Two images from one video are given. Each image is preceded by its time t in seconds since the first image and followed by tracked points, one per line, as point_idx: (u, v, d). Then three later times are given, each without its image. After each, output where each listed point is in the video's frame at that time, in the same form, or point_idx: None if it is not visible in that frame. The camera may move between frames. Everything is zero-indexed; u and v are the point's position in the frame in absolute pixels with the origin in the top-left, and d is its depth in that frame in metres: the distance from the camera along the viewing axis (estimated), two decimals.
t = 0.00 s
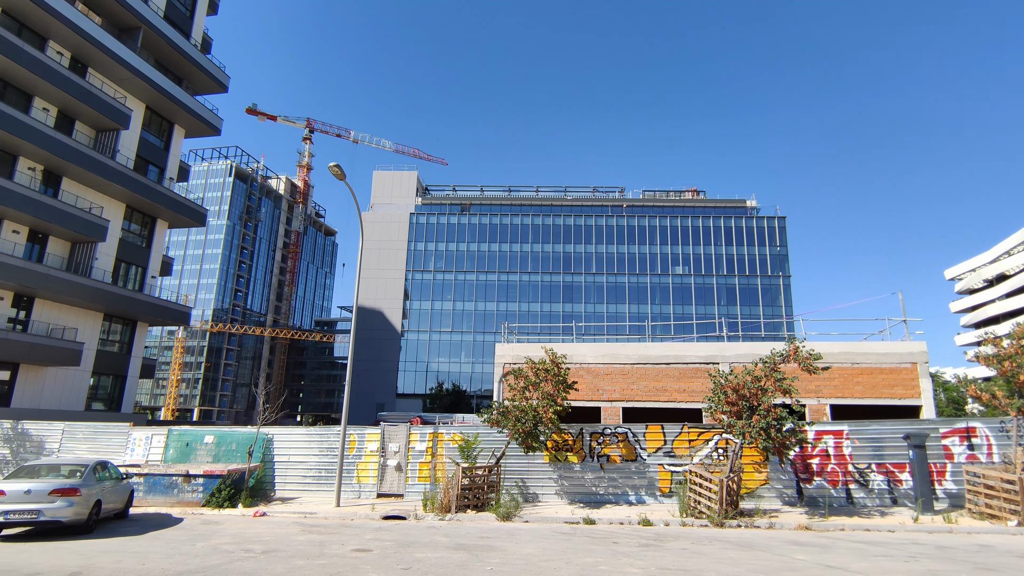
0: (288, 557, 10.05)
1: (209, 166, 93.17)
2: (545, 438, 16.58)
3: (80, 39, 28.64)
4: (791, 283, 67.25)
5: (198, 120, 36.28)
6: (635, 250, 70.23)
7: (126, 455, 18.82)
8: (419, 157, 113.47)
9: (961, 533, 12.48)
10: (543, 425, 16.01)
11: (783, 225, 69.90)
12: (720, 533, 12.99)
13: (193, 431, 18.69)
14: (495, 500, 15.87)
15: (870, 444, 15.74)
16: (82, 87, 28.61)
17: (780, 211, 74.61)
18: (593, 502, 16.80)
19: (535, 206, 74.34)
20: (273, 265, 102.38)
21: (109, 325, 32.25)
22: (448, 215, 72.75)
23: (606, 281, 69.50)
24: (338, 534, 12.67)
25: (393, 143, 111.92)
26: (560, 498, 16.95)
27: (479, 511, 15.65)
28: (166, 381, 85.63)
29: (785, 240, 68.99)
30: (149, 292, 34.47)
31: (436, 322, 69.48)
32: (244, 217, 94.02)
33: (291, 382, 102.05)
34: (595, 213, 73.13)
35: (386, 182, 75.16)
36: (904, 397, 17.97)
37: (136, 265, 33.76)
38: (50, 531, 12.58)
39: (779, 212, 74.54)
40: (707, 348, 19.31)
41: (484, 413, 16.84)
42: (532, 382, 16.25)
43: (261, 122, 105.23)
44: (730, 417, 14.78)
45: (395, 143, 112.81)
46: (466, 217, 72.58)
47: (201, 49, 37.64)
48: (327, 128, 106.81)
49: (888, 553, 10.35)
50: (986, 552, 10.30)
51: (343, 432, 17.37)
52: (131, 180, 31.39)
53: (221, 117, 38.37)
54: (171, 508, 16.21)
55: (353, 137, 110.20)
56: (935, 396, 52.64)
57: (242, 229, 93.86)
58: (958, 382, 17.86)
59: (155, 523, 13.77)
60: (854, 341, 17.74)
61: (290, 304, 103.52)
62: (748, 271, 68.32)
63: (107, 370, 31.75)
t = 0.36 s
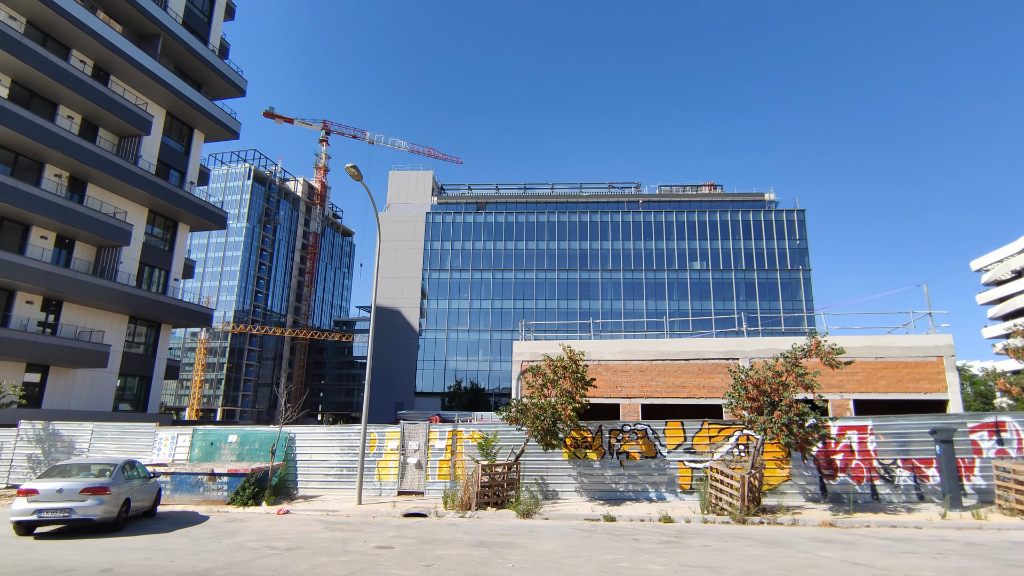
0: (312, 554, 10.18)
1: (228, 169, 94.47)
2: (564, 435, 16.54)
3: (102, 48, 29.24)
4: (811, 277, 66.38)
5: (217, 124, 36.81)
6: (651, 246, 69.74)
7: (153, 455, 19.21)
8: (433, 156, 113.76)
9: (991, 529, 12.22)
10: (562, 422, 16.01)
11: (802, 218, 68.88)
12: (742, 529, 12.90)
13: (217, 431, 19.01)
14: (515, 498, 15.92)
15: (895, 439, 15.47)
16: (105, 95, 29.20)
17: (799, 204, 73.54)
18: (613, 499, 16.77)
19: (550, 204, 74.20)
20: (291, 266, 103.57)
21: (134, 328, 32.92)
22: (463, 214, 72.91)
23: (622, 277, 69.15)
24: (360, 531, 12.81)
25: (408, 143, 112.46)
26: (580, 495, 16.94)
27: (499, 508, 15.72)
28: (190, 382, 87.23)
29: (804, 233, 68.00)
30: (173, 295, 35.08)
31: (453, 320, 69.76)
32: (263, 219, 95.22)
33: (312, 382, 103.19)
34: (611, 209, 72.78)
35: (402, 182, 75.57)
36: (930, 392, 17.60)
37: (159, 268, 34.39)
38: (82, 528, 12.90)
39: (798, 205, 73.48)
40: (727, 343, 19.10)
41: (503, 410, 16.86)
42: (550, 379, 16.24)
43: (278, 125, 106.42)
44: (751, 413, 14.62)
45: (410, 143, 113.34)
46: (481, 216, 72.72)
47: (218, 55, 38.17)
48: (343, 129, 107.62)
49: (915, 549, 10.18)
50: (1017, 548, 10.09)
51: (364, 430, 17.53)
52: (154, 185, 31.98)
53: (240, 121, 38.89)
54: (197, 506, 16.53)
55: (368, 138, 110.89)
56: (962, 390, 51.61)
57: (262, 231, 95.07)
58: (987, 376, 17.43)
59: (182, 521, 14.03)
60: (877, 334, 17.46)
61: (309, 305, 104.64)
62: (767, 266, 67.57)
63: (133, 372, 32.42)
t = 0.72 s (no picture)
0: (338, 553, 10.29)
1: (249, 175, 95.95)
2: (585, 434, 16.47)
3: (126, 58, 29.87)
4: (834, 272, 65.35)
5: (238, 130, 37.40)
6: (670, 243, 69.15)
7: (181, 456, 19.62)
8: (450, 158, 114.06)
9: None
10: (583, 421, 15.96)
11: (824, 212, 67.77)
12: (768, 529, 12.74)
13: (243, 432, 19.33)
14: (537, 497, 15.91)
15: (925, 436, 15.12)
16: (130, 104, 29.82)
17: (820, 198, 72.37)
18: (636, 498, 16.68)
19: (568, 203, 74.06)
20: (312, 269, 104.78)
21: (161, 332, 33.59)
22: (481, 214, 73.07)
23: (641, 275, 68.74)
24: (384, 530, 12.92)
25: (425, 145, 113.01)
26: (602, 494, 16.88)
27: (521, 508, 15.73)
28: (215, 385, 88.84)
29: (826, 227, 66.94)
30: (197, 299, 35.72)
31: (472, 321, 70.00)
32: (284, 223, 96.54)
33: (334, 383, 104.25)
34: (629, 207, 72.38)
35: (420, 184, 76.01)
36: (960, 387, 17.20)
37: (184, 273, 35.04)
38: (114, 528, 13.21)
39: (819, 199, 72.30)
40: (749, 340, 18.88)
41: (524, 410, 16.84)
42: (571, 378, 16.20)
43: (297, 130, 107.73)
44: (775, 411, 14.44)
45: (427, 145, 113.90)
46: (499, 216, 72.82)
47: (238, 62, 38.79)
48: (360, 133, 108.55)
49: (948, 549, 9.93)
50: None
51: (386, 431, 17.68)
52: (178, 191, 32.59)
53: (260, 127, 39.43)
54: (224, 506, 16.81)
55: (385, 140, 111.67)
56: (993, 385, 50.39)
57: (283, 235, 96.37)
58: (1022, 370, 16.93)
59: (210, 521, 14.29)
60: (904, 330, 17.10)
61: (330, 307, 105.75)
62: (789, 261, 66.68)
63: (161, 375, 33.10)
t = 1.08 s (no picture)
0: (359, 554, 10.39)
1: (267, 180, 97.17)
2: (603, 434, 16.42)
3: (148, 67, 30.46)
4: (855, 269, 64.43)
5: (256, 136, 37.90)
6: (687, 242, 68.59)
7: (205, 457, 19.94)
8: (465, 159, 114.26)
9: None
10: (601, 421, 15.92)
11: (844, 208, 66.73)
12: (790, 530, 12.60)
13: (264, 434, 19.58)
14: (556, 498, 15.89)
15: (951, 435, 14.85)
16: (151, 112, 30.40)
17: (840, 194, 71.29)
18: (655, 498, 16.58)
19: (583, 202, 73.85)
20: (330, 272, 105.80)
21: (183, 336, 34.15)
22: (496, 215, 73.19)
23: (658, 274, 68.26)
24: (404, 531, 13.02)
25: (440, 147, 113.44)
26: (621, 495, 16.81)
27: (540, 509, 15.73)
28: (236, 387, 90.13)
29: (847, 224, 65.95)
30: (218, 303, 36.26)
31: (489, 321, 70.12)
32: (302, 227, 97.60)
33: (352, 385, 105.07)
34: (645, 206, 71.96)
35: (435, 186, 76.31)
36: (988, 385, 16.84)
37: (205, 278, 35.60)
38: (140, 529, 13.48)
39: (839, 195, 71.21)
40: (768, 339, 18.68)
41: (541, 410, 16.83)
42: (588, 378, 16.16)
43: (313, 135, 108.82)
44: (796, 410, 14.29)
45: (442, 147, 114.30)
46: (514, 217, 72.86)
47: (256, 69, 39.33)
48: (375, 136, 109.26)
49: (975, 550, 9.75)
50: None
51: (405, 432, 17.78)
52: (198, 198, 33.14)
53: (277, 133, 39.90)
54: (247, 507, 17.04)
55: (400, 143, 112.27)
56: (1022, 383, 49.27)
57: (301, 239, 97.45)
58: None
59: (234, 522, 14.49)
60: (929, 326, 16.79)
61: (348, 309, 106.65)
62: (808, 258, 65.84)
63: (183, 379, 33.64)
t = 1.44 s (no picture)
0: (377, 554, 10.45)
1: (284, 184, 98.21)
2: (620, 435, 16.36)
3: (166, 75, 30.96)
4: (874, 266, 63.51)
5: (272, 141, 38.31)
6: (702, 240, 68.05)
7: (225, 459, 20.18)
8: (479, 161, 114.39)
9: None
10: (618, 422, 15.86)
11: (863, 205, 65.77)
12: (811, 531, 12.42)
13: (283, 436, 19.79)
14: (573, 499, 15.85)
15: (976, 434, 14.58)
16: (170, 119, 30.89)
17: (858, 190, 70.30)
18: (673, 499, 16.46)
19: (597, 203, 73.62)
20: (345, 274, 106.65)
21: (203, 339, 34.62)
22: (510, 216, 73.22)
23: (673, 273, 67.83)
24: (422, 532, 13.08)
25: (454, 149, 113.74)
26: (639, 496, 16.71)
27: (557, 510, 15.69)
28: (255, 389, 91.20)
29: (866, 220, 65.01)
30: (237, 306, 36.72)
31: (504, 322, 70.19)
32: (318, 231, 98.51)
33: (369, 387, 105.72)
34: (659, 205, 71.54)
35: (449, 188, 76.54)
36: (1014, 383, 16.45)
37: (224, 282, 36.07)
38: (163, 529, 13.68)
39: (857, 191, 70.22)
40: (786, 338, 18.46)
41: (557, 411, 16.80)
42: (604, 379, 16.08)
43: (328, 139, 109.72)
44: (816, 410, 14.13)
45: (455, 149, 114.58)
46: (528, 218, 72.85)
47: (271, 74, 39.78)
48: (389, 139, 109.87)
49: (1003, 552, 9.55)
50: None
51: (421, 434, 17.85)
52: (216, 203, 33.61)
53: (293, 138, 40.30)
54: (267, 508, 17.22)
55: (414, 146, 112.79)
56: None
57: (317, 242, 98.37)
58: None
59: (254, 522, 14.66)
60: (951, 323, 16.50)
61: (364, 311, 107.40)
62: (826, 256, 65.04)
63: (203, 382, 34.13)
